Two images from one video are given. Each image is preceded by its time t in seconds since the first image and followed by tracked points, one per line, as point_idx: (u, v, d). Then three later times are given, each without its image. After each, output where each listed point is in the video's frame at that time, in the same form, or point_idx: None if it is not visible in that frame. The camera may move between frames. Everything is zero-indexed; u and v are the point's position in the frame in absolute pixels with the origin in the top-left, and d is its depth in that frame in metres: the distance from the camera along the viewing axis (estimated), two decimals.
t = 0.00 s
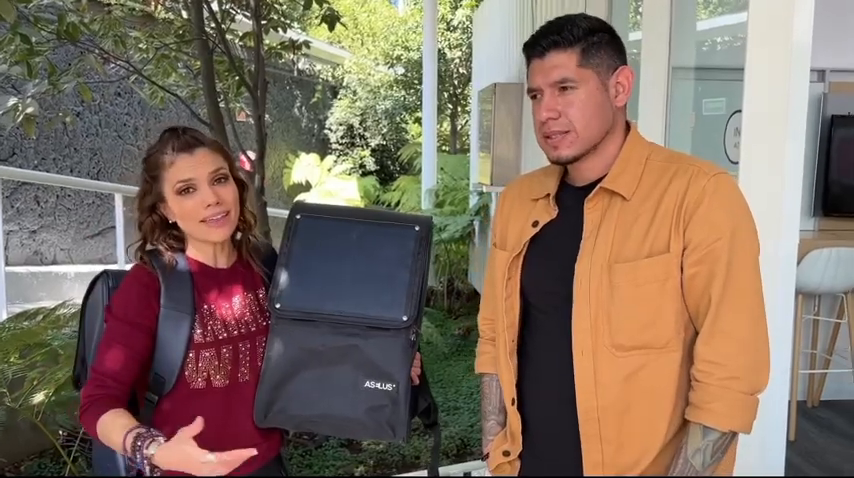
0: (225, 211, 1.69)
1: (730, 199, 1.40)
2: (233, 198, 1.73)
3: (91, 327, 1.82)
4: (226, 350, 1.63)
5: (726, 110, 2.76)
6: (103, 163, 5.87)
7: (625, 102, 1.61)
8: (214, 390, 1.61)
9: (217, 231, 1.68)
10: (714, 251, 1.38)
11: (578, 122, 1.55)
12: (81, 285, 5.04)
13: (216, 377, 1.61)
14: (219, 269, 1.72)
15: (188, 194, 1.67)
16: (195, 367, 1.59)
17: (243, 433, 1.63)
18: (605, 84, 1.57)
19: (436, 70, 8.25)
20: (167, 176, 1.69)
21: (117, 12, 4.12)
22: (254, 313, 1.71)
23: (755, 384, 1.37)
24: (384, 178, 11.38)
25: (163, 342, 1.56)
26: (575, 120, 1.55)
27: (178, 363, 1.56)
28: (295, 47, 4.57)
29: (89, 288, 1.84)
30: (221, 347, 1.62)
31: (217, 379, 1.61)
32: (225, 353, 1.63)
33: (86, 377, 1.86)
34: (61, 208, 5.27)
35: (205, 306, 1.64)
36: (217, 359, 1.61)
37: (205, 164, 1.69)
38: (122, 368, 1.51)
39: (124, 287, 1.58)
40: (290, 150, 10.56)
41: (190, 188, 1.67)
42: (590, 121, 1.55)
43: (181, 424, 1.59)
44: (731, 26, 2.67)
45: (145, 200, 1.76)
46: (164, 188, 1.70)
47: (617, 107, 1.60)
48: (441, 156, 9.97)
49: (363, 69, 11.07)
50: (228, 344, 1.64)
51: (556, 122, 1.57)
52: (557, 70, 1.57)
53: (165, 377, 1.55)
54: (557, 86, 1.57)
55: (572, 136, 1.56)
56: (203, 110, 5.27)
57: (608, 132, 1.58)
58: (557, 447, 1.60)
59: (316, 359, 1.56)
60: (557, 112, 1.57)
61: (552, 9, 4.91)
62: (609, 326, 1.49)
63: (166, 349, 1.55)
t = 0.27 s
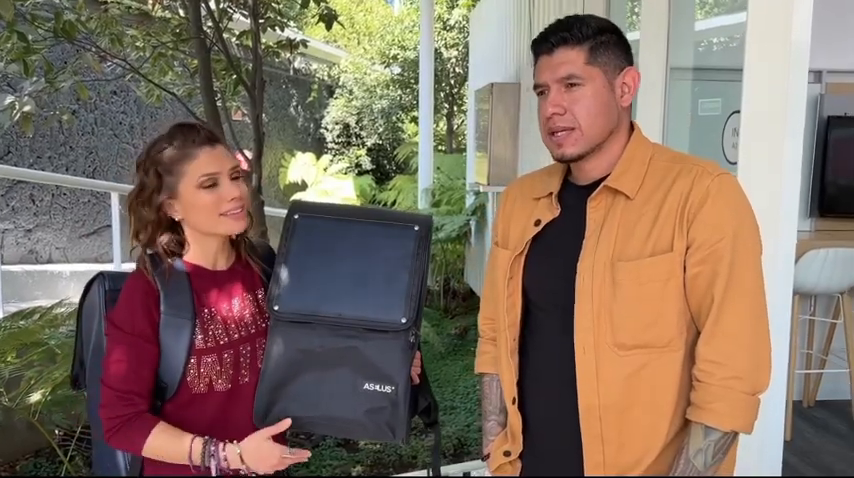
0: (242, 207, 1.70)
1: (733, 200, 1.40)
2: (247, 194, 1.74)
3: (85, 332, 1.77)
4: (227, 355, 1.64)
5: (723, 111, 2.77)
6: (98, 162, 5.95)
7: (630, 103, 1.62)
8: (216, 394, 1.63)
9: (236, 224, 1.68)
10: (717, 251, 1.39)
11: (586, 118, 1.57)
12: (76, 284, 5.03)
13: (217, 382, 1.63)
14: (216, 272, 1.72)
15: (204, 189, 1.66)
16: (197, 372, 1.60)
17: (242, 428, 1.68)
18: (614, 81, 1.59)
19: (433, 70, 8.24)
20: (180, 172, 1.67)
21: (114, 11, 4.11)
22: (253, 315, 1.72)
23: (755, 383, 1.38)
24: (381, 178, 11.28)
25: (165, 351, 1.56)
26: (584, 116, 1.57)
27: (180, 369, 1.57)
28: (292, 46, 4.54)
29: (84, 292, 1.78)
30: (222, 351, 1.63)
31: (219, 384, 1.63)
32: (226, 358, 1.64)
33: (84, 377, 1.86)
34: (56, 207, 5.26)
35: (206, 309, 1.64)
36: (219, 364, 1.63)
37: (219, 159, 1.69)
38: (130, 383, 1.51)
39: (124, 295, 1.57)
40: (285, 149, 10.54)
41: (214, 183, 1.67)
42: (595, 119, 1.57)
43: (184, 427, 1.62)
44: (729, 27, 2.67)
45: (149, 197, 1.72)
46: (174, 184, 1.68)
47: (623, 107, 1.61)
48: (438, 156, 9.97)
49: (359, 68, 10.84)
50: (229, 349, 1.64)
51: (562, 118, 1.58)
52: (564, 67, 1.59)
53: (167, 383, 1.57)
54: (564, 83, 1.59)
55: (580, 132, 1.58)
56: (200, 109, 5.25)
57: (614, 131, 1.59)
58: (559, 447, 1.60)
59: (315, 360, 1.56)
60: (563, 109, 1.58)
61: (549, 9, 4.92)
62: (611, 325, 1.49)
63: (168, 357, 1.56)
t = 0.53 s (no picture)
0: (255, 206, 1.74)
1: (743, 196, 1.41)
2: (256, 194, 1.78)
3: (80, 336, 1.73)
4: (235, 358, 1.64)
5: (722, 111, 2.78)
6: (94, 160, 5.92)
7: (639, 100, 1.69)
8: (224, 397, 1.63)
9: (252, 223, 1.73)
10: (728, 247, 1.38)
11: (612, 114, 1.58)
12: (72, 283, 5.02)
13: (226, 385, 1.63)
14: (220, 273, 1.73)
15: (225, 186, 1.69)
16: (205, 377, 1.59)
17: (245, 428, 1.68)
18: (627, 80, 1.63)
19: (430, 69, 8.23)
20: (200, 169, 1.68)
21: (111, 8, 4.09)
22: (256, 317, 1.73)
23: (764, 379, 1.38)
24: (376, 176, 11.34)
25: (174, 357, 1.55)
26: (611, 112, 1.58)
27: (189, 374, 1.56)
28: (289, 45, 4.53)
29: (77, 292, 1.74)
30: (230, 355, 1.63)
31: (227, 387, 1.63)
32: (234, 361, 1.64)
33: (75, 382, 1.81)
34: (52, 206, 5.28)
35: (212, 313, 1.64)
36: (227, 368, 1.62)
37: (235, 157, 1.72)
38: (142, 393, 1.50)
39: (129, 300, 1.54)
40: (282, 148, 10.53)
41: (232, 180, 1.70)
42: (621, 114, 1.59)
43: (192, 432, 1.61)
44: (728, 27, 2.68)
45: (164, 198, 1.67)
46: (193, 182, 1.68)
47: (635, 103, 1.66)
48: (434, 155, 9.96)
49: (355, 68, 11.14)
50: (236, 352, 1.64)
51: (592, 113, 1.58)
52: (586, 63, 1.60)
53: (176, 388, 1.57)
54: (590, 79, 1.60)
55: (608, 128, 1.58)
56: (197, 107, 5.24)
57: (631, 128, 1.62)
58: (568, 446, 1.59)
59: (320, 360, 1.56)
60: (592, 104, 1.58)
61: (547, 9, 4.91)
62: (622, 322, 1.49)
63: (177, 363, 1.55)
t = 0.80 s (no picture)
0: (256, 209, 1.73)
1: (751, 197, 1.42)
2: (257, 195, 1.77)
3: (74, 340, 1.65)
4: (241, 359, 1.64)
5: (721, 111, 2.79)
6: (89, 159, 5.96)
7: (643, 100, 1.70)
8: (231, 398, 1.63)
9: (252, 227, 1.72)
10: (740, 247, 1.40)
11: (618, 114, 1.58)
12: (68, 282, 5.00)
13: (233, 386, 1.62)
14: (221, 274, 1.72)
15: (225, 187, 1.68)
16: (212, 379, 1.59)
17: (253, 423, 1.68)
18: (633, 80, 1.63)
19: (426, 69, 8.23)
20: (200, 169, 1.67)
21: (107, 6, 4.08)
22: (259, 317, 1.72)
23: (775, 376, 1.39)
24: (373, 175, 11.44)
25: (180, 361, 1.54)
26: (617, 112, 1.58)
27: (195, 377, 1.56)
28: (287, 44, 4.51)
29: (71, 293, 1.66)
30: (237, 356, 1.62)
31: (234, 389, 1.63)
32: (241, 362, 1.64)
33: (65, 387, 1.75)
34: (48, 204, 5.28)
35: (217, 314, 1.63)
36: (234, 369, 1.62)
37: (238, 157, 1.71)
38: (150, 397, 1.50)
39: (133, 303, 1.53)
40: (277, 147, 10.50)
41: (234, 182, 1.69)
42: (627, 115, 1.59)
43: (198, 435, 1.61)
44: (728, 26, 2.68)
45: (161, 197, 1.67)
46: (193, 182, 1.67)
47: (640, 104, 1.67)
48: (431, 155, 9.95)
49: (352, 67, 11.36)
50: (242, 353, 1.64)
51: (598, 114, 1.58)
52: (593, 62, 1.60)
53: (182, 391, 1.56)
54: (596, 79, 1.59)
55: (613, 129, 1.58)
56: (194, 106, 5.23)
57: (636, 129, 1.62)
58: (579, 448, 1.58)
59: (326, 358, 1.56)
60: (598, 104, 1.58)
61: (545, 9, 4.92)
62: (635, 323, 1.49)
63: (184, 366, 1.55)
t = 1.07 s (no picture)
0: (256, 208, 1.73)
1: (757, 196, 1.43)
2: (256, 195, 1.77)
3: (70, 342, 1.62)
4: (242, 360, 1.63)
5: (718, 111, 2.80)
6: (84, 158, 5.90)
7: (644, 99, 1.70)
8: (232, 400, 1.62)
9: (251, 227, 1.71)
10: (747, 246, 1.40)
11: (621, 113, 1.58)
12: (63, 281, 4.97)
13: (234, 388, 1.62)
14: (220, 274, 1.71)
15: (224, 188, 1.67)
16: (214, 381, 1.58)
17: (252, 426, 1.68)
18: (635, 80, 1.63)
19: (423, 68, 8.23)
20: (199, 171, 1.65)
21: (103, 4, 4.06)
22: (259, 317, 1.72)
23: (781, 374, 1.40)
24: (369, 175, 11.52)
25: (181, 364, 1.53)
26: (620, 111, 1.58)
27: (197, 380, 1.55)
28: (284, 42, 4.50)
29: (67, 294, 1.64)
30: (238, 358, 1.62)
31: (235, 390, 1.62)
32: (242, 363, 1.63)
33: (59, 391, 1.72)
34: (42, 203, 5.24)
35: (217, 315, 1.63)
36: (235, 371, 1.62)
37: (236, 158, 1.70)
38: (151, 400, 1.49)
39: (134, 305, 1.52)
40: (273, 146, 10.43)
41: (232, 183, 1.69)
42: (630, 112, 1.59)
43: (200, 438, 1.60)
44: (725, 26, 2.68)
45: (157, 198, 1.66)
46: (191, 184, 1.65)
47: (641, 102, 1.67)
48: (427, 154, 9.95)
49: (348, 65, 11.52)
50: (243, 354, 1.64)
51: (602, 112, 1.58)
52: (594, 62, 1.60)
53: (183, 394, 1.55)
54: (599, 77, 1.60)
55: (617, 127, 1.58)
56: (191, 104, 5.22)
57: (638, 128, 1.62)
58: (586, 450, 1.57)
59: (327, 358, 1.55)
60: (601, 103, 1.58)
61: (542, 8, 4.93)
62: (643, 323, 1.49)
63: (185, 369, 1.53)
